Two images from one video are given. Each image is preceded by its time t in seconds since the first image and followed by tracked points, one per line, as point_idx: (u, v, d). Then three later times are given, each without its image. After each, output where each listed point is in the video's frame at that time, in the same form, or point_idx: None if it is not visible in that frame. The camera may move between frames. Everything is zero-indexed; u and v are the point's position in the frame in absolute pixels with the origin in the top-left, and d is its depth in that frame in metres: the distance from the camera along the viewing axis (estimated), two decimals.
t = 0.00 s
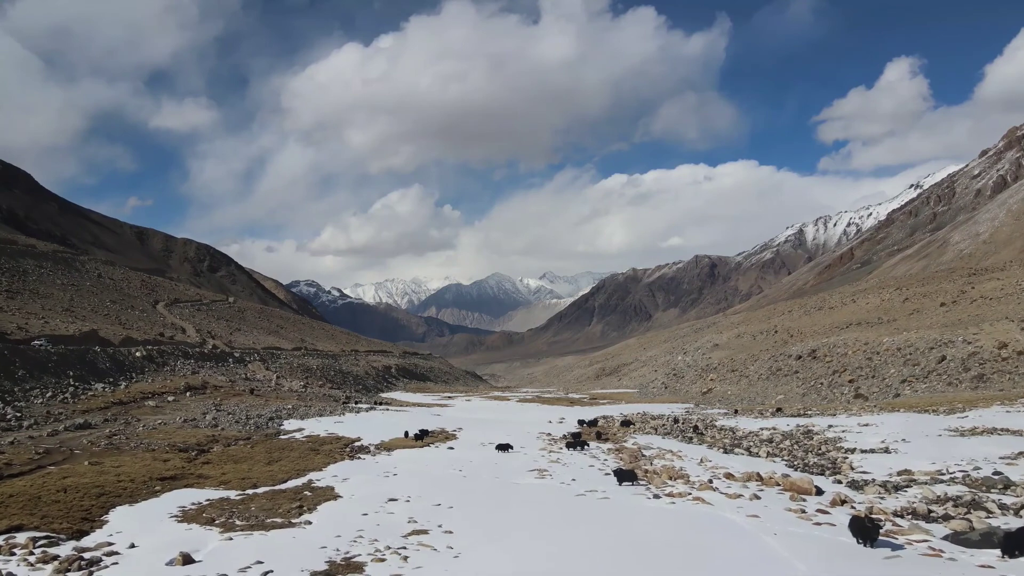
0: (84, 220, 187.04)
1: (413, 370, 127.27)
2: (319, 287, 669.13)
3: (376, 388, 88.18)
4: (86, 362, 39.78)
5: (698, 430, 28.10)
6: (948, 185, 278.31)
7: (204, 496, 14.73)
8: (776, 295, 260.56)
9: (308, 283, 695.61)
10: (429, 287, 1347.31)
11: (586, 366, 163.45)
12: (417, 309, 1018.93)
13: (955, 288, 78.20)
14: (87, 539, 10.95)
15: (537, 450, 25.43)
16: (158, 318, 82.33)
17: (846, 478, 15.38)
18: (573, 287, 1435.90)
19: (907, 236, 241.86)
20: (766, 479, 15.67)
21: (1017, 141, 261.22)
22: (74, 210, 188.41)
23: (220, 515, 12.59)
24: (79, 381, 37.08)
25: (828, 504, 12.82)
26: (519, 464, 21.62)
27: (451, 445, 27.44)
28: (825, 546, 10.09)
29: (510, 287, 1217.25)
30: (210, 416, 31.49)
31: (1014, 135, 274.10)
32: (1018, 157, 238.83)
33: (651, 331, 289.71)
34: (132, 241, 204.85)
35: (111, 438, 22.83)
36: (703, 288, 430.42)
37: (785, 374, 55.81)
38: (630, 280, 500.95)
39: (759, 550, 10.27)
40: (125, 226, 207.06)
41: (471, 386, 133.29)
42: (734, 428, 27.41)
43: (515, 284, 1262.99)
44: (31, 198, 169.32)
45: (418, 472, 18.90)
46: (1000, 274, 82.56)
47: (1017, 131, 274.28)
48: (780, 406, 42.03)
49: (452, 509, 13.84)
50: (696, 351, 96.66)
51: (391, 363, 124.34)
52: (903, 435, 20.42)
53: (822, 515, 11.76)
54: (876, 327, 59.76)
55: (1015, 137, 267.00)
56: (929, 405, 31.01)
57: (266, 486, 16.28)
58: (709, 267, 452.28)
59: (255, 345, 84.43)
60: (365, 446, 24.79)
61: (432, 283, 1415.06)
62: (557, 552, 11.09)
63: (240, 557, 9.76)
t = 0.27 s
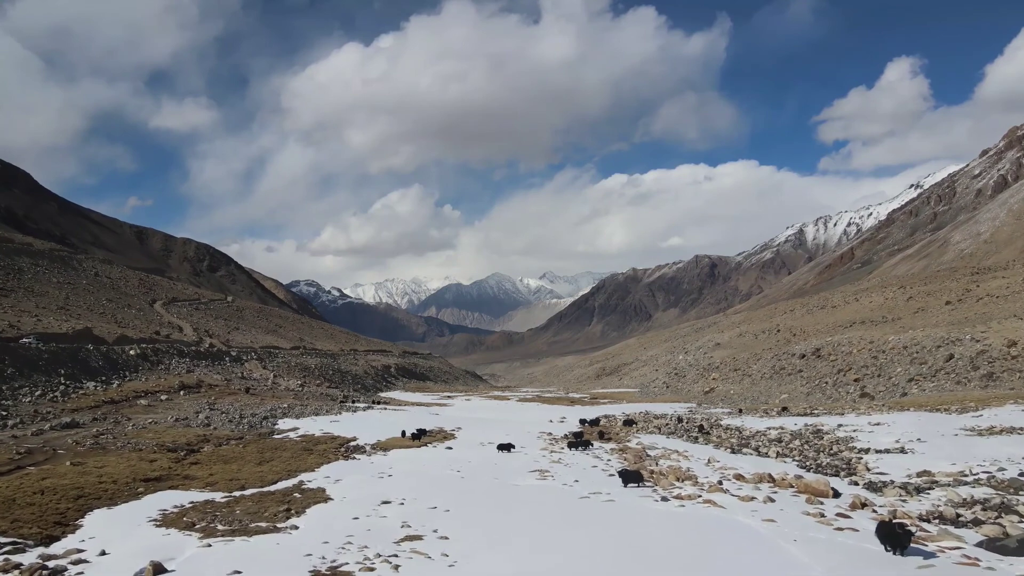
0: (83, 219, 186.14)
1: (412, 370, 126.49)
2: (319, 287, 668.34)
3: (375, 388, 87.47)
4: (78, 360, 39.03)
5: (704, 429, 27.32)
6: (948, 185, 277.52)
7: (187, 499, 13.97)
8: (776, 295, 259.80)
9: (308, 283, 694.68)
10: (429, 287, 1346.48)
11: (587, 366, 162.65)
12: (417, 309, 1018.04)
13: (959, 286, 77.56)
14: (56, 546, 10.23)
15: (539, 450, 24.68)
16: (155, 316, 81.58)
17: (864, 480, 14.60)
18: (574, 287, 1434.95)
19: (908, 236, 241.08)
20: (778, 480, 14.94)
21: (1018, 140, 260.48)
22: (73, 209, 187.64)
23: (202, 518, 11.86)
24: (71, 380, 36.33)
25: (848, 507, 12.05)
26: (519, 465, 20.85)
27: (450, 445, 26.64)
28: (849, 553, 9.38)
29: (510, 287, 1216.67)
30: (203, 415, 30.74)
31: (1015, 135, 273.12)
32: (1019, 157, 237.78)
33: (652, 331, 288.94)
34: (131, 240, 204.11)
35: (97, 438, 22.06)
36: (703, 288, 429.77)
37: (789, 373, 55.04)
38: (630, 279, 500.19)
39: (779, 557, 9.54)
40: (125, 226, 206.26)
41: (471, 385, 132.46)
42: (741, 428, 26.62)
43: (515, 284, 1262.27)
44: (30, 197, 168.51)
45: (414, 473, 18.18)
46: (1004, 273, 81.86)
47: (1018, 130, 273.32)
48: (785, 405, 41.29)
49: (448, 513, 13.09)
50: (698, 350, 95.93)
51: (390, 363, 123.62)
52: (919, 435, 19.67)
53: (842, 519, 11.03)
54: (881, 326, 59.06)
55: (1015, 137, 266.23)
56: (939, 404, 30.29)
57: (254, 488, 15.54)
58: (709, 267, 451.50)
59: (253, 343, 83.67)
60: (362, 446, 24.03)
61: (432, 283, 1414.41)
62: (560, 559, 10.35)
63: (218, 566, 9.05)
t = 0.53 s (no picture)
0: (82, 218, 185.41)
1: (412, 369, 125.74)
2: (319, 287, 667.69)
3: (374, 387, 86.77)
4: (70, 359, 38.28)
5: (710, 428, 26.55)
6: (949, 184, 276.84)
7: (169, 502, 13.26)
8: (777, 295, 259.04)
9: (308, 283, 694.02)
10: (429, 287, 1345.70)
11: (587, 366, 161.91)
12: (417, 309, 1017.26)
13: (963, 285, 76.86)
14: (21, 553, 9.51)
15: (541, 450, 23.95)
16: (152, 315, 80.85)
17: (883, 480, 13.89)
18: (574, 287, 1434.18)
19: (909, 236, 240.44)
20: (792, 482, 14.19)
21: (1019, 140, 259.83)
22: (72, 208, 186.99)
23: (181, 523, 11.13)
24: (62, 378, 35.61)
25: (869, 511, 11.34)
26: (520, 466, 20.13)
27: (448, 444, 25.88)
28: (878, 562, 8.65)
29: (510, 287, 1217.88)
30: (195, 414, 30.01)
31: (1016, 134, 272.31)
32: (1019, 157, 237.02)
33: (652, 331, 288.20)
34: (131, 240, 203.53)
35: (83, 437, 21.32)
36: (703, 288, 429.08)
37: (793, 372, 54.29)
38: (630, 279, 499.50)
39: (801, 566, 8.81)
40: (124, 225, 205.53)
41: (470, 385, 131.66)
42: (748, 427, 25.85)
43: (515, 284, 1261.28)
44: (28, 196, 167.82)
45: (410, 473, 17.46)
46: (1008, 272, 81.16)
47: (1018, 130, 272.56)
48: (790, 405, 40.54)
49: (445, 517, 12.35)
50: (699, 349, 95.22)
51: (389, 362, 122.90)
52: (936, 434, 18.94)
53: (867, 524, 10.30)
54: (886, 324, 58.35)
55: (1016, 137, 265.55)
56: (950, 403, 29.63)
57: (242, 489, 14.80)
58: (709, 267, 450.73)
59: (251, 342, 82.96)
60: (358, 446, 23.26)
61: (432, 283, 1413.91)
62: (563, 567, 9.60)
63: None
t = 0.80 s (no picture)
0: (81, 217, 184.70)
1: (411, 369, 125.00)
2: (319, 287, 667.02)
3: (373, 386, 86.06)
4: (61, 357, 37.52)
5: (717, 428, 25.79)
6: (949, 184, 276.31)
7: (149, 505, 12.50)
8: (777, 295, 258.36)
9: (308, 283, 693.43)
10: (429, 287, 1345.09)
11: (587, 366, 161.23)
12: (417, 309, 1016.46)
13: (968, 283, 76.12)
14: None
15: (542, 450, 23.21)
16: (149, 314, 80.09)
17: (904, 482, 13.19)
18: (574, 287, 1432.92)
19: (909, 235, 239.68)
20: (807, 484, 13.48)
21: (1019, 140, 259.34)
22: (71, 208, 186.26)
23: (157, 528, 10.40)
24: (52, 376, 34.85)
25: (896, 516, 10.64)
26: (520, 467, 19.40)
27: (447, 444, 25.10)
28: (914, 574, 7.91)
29: (511, 287, 1217.62)
30: (187, 414, 29.26)
31: (1016, 134, 271.45)
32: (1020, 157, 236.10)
33: (652, 331, 287.49)
34: (130, 239, 202.84)
35: (67, 437, 20.54)
36: (703, 288, 428.35)
37: (797, 371, 53.57)
38: (630, 279, 498.64)
39: None
40: (123, 224, 204.78)
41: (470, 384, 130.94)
42: (755, 426, 25.07)
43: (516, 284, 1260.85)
44: (26, 195, 167.05)
45: (405, 474, 16.71)
46: (1012, 271, 80.39)
47: (1019, 129, 271.69)
48: (795, 404, 39.84)
49: (442, 522, 11.63)
50: (701, 348, 94.55)
51: (389, 361, 122.20)
52: (954, 434, 18.21)
53: (896, 531, 9.59)
54: (890, 323, 57.63)
55: (1016, 136, 264.82)
56: (961, 402, 28.88)
57: (227, 491, 14.04)
58: (709, 267, 450.00)
59: (248, 341, 82.23)
60: (353, 446, 22.49)
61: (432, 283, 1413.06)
62: None
63: None
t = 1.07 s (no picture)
0: (80, 217, 184.00)
1: (410, 368, 124.16)
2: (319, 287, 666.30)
3: (372, 386, 85.32)
4: (52, 355, 36.74)
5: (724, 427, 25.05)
6: (950, 184, 275.56)
7: (126, 509, 11.74)
8: (777, 295, 257.57)
9: (308, 283, 692.95)
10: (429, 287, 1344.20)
11: (587, 365, 160.50)
12: (417, 309, 1015.73)
13: (972, 282, 75.36)
14: None
15: (544, 450, 22.48)
16: (146, 312, 79.35)
17: (927, 485, 12.46)
18: (574, 286, 1430.82)
19: (910, 235, 238.92)
20: (825, 486, 12.75)
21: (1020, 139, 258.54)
22: (70, 207, 185.56)
23: (130, 535, 9.68)
24: (43, 375, 34.13)
25: (925, 521, 9.93)
26: (520, 467, 18.67)
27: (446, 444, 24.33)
28: None
29: (511, 287, 1216.28)
30: (178, 413, 28.51)
31: (1017, 133, 270.60)
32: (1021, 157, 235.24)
33: (652, 331, 286.76)
34: (129, 239, 202.17)
35: (50, 436, 19.79)
36: (703, 288, 427.60)
37: (801, 370, 52.81)
38: (630, 279, 497.68)
39: None
40: (122, 224, 204.03)
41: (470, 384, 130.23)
42: (764, 426, 24.29)
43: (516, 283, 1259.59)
44: (25, 194, 166.41)
45: (399, 475, 15.99)
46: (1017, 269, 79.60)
47: (1020, 129, 270.86)
48: (801, 404, 39.08)
49: (437, 527, 10.89)
50: (703, 348, 93.76)
51: (388, 361, 121.43)
52: (973, 434, 17.49)
53: (929, 539, 8.87)
54: (895, 321, 56.90)
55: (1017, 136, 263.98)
56: (974, 401, 28.15)
57: (211, 494, 13.29)
58: (709, 267, 449.19)
59: (247, 340, 81.51)
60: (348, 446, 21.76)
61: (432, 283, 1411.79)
62: None
63: None
